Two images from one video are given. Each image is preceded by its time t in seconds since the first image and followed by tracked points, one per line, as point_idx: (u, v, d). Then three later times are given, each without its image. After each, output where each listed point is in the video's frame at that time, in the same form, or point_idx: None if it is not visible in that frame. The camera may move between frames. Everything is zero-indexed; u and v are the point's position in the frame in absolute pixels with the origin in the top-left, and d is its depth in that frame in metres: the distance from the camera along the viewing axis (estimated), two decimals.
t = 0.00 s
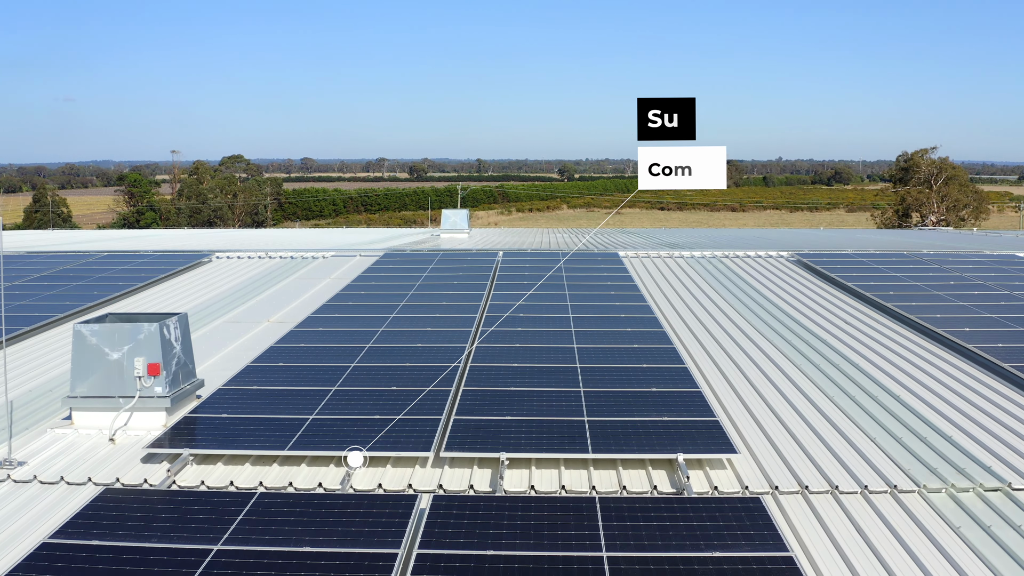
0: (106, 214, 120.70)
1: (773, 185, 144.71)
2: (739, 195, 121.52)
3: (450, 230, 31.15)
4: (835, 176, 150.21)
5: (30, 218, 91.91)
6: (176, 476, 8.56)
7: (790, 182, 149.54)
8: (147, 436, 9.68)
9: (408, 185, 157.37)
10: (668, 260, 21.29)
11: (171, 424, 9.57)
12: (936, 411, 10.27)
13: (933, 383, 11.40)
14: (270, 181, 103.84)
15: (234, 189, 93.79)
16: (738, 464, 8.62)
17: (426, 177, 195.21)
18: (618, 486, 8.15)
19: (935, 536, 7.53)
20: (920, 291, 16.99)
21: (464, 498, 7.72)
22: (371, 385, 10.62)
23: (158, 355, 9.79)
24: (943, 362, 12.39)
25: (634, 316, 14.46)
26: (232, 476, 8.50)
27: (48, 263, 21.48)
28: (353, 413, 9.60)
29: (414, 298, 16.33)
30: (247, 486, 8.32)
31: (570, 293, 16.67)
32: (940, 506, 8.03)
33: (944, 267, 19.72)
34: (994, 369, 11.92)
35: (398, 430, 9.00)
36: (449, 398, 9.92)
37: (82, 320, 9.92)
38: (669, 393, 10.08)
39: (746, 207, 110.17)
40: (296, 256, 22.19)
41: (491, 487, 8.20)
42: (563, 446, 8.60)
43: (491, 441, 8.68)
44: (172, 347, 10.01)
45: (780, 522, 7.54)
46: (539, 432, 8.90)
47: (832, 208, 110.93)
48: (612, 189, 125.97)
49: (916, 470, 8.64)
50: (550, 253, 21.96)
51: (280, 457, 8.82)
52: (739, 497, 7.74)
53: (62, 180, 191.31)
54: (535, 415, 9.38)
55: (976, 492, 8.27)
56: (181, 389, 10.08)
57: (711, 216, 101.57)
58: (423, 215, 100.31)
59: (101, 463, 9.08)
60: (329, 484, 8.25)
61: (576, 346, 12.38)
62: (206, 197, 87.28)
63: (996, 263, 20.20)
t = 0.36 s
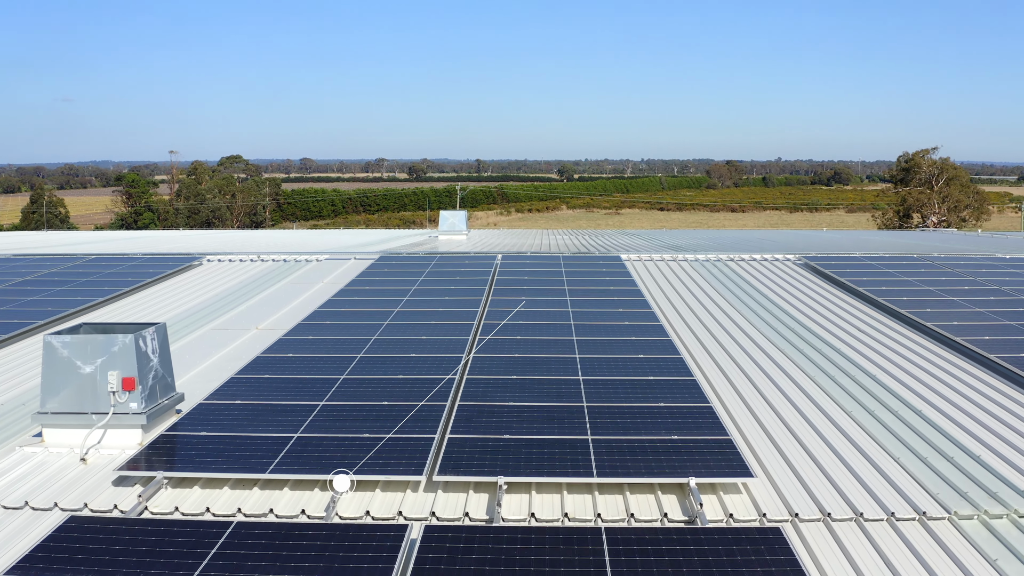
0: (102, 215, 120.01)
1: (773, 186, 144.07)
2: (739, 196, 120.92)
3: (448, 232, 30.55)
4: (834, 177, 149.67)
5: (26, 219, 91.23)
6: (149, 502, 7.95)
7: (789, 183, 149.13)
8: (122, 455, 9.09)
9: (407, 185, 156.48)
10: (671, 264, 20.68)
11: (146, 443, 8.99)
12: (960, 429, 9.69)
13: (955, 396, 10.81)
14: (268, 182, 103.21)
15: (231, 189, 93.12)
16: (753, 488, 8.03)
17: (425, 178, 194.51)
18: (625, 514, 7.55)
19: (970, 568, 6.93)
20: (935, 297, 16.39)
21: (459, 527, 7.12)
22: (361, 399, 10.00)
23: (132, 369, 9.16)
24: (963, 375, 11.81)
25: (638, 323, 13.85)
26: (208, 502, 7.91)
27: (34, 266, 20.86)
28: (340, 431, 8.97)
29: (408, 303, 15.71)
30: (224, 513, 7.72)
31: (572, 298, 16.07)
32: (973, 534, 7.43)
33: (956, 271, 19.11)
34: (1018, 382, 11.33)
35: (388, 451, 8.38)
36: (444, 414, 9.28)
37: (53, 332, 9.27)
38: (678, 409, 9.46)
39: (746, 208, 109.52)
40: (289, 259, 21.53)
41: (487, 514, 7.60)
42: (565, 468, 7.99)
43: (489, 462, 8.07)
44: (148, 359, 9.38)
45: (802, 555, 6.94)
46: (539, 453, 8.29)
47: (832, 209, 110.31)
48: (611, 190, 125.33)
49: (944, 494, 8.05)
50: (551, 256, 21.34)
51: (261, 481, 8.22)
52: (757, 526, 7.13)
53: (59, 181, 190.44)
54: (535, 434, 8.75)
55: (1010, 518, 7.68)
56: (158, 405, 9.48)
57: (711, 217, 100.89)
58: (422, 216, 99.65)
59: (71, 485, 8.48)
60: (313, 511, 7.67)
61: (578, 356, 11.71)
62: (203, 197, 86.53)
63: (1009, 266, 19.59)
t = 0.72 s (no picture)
0: (100, 215, 119.40)
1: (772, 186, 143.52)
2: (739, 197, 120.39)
3: (446, 233, 29.94)
4: (834, 177, 149.19)
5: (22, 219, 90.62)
6: (117, 532, 7.36)
7: (789, 184, 148.56)
8: (92, 478, 8.49)
9: (407, 185, 155.94)
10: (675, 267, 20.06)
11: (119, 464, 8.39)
12: (990, 448, 9.10)
13: (981, 412, 10.23)
14: (267, 182, 102.65)
15: (230, 190, 92.49)
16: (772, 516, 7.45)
17: (424, 178, 193.97)
18: (632, 546, 6.97)
19: None
20: (951, 303, 15.77)
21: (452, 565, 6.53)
22: (350, 415, 9.37)
23: (103, 385, 8.56)
24: (987, 388, 11.23)
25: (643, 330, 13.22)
26: (181, 532, 7.32)
27: (20, 270, 20.25)
28: (326, 452, 8.33)
29: (403, 308, 15.08)
30: (198, 545, 7.14)
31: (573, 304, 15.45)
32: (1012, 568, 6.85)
33: (970, 275, 18.48)
34: None
35: (377, 474, 7.75)
36: (438, 432, 8.64)
37: (19, 345, 8.66)
38: (689, 426, 8.85)
39: (745, 209, 108.97)
40: (282, 262, 20.91)
41: (483, 547, 7.01)
42: (568, 494, 7.39)
43: (485, 488, 7.47)
44: (121, 374, 8.77)
45: None
46: (540, 477, 7.69)
47: (832, 209, 109.73)
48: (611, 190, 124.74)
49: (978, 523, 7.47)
50: (551, 259, 20.72)
51: (239, 509, 7.63)
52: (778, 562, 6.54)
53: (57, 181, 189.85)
54: (535, 455, 8.12)
55: None
56: (132, 423, 8.88)
57: (711, 218, 100.32)
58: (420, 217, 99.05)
59: (35, 512, 7.88)
60: (293, 543, 7.07)
61: (581, 366, 11.08)
62: (201, 198, 85.83)
63: None
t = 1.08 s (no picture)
0: (98, 215, 118.89)
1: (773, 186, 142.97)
2: (739, 198, 119.94)
3: (444, 236, 29.37)
4: (834, 177, 148.79)
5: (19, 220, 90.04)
6: (81, 566, 6.79)
7: (789, 185, 148.15)
8: (60, 503, 7.89)
9: (406, 185, 155.40)
10: (680, 271, 19.45)
11: (88, 489, 7.79)
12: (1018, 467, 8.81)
13: (1011, 432, 9.72)
14: (266, 182, 102.15)
15: (228, 190, 91.95)
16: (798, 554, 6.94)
17: (423, 179, 193.58)
18: None
19: None
20: (967, 309, 15.19)
21: None
22: (339, 432, 8.75)
23: (72, 402, 7.94)
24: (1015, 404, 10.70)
25: (650, 338, 12.62)
26: (151, 567, 6.78)
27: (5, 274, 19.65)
28: (312, 476, 7.73)
29: (399, 311, 14.44)
30: None
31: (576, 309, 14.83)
32: None
33: (986, 278, 17.86)
34: None
35: (365, 502, 7.14)
36: (432, 454, 8.02)
37: None
38: (703, 446, 8.25)
39: (745, 210, 108.40)
40: (274, 266, 20.27)
41: None
42: (574, 526, 6.77)
43: (482, 519, 6.86)
44: (91, 391, 8.15)
45: None
46: (544, 506, 7.06)
47: (832, 209, 109.16)
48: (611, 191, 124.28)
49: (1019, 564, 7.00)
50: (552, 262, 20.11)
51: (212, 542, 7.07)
52: None
53: (55, 181, 189.33)
54: (537, 480, 7.51)
55: None
56: (104, 443, 8.27)
57: (710, 218, 99.82)
58: (419, 217, 98.56)
59: None
60: None
61: (584, 378, 10.45)
62: (199, 198, 85.36)
63: None
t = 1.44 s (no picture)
0: (96, 215, 118.39)
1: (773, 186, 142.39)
2: (739, 198, 119.42)
3: (444, 238, 28.81)
4: (835, 177, 148.27)
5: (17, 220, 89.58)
6: None
7: (789, 185, 147.59)
8: (22, 532, 7.23)
9: (405, 185, 154.78)
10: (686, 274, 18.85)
11: (54, 518, 7.19)
12: None
13: None
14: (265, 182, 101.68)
15: (227, 190, 91.44)
16: None
17: (422, 179, 193.14)
18: None
19: None
20: (986, 316, 14.63)
21: None
22: (329, 453, 8.14)
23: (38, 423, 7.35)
24: None
25: (658, 346, 12.01)
26: None
27: None
28: (298, 504, 7.14)
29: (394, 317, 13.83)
30: None
31: (579, 314, 14.22)
32: None
33: (1003, 283, 17.24)
34: None
35: (354, 536, 6.56)
36: (428, 478, 7.45)
37: None
38: (720, 471, 7.66)
39: (745, 210, 107.92)
40: (268, 270, 19.64)
41: None
42: (582, 563, 6.20)
43: (481, 556, 6.28)
44: (60, 410, 7.57)
45: None
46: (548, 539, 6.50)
47: (833, 210, 108.61)
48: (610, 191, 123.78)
49: None
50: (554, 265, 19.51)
51: None
52: None
53: (54, 181, 188.89)
54: (541, 510, 6.93)
55: None
56: (74, 466, 7.64)
57: (710, 219, 99.28)
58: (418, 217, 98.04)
59: None
60: None
61: (590, 392, 9.85)
62: (198, 198, 84.91)
63: None
